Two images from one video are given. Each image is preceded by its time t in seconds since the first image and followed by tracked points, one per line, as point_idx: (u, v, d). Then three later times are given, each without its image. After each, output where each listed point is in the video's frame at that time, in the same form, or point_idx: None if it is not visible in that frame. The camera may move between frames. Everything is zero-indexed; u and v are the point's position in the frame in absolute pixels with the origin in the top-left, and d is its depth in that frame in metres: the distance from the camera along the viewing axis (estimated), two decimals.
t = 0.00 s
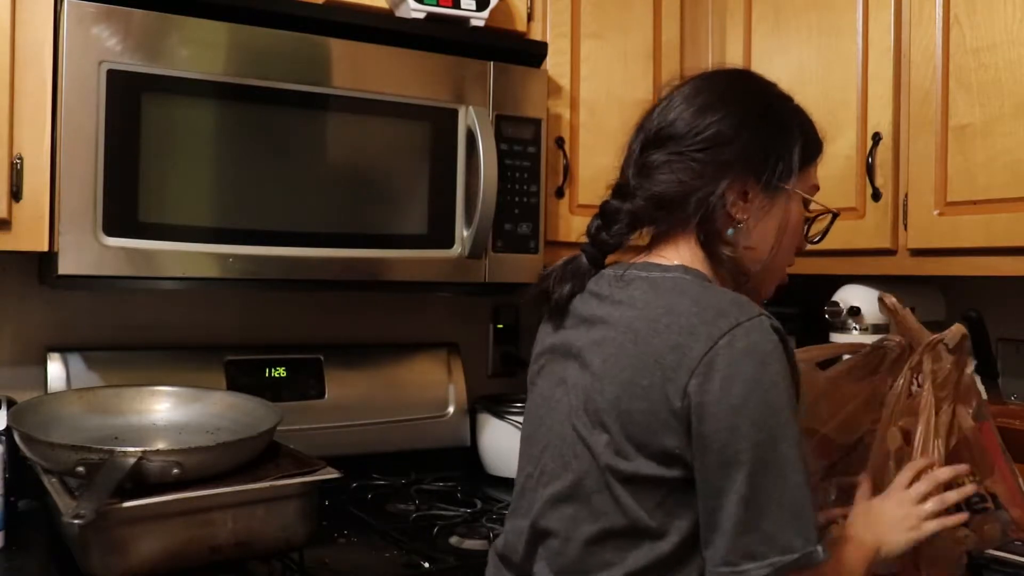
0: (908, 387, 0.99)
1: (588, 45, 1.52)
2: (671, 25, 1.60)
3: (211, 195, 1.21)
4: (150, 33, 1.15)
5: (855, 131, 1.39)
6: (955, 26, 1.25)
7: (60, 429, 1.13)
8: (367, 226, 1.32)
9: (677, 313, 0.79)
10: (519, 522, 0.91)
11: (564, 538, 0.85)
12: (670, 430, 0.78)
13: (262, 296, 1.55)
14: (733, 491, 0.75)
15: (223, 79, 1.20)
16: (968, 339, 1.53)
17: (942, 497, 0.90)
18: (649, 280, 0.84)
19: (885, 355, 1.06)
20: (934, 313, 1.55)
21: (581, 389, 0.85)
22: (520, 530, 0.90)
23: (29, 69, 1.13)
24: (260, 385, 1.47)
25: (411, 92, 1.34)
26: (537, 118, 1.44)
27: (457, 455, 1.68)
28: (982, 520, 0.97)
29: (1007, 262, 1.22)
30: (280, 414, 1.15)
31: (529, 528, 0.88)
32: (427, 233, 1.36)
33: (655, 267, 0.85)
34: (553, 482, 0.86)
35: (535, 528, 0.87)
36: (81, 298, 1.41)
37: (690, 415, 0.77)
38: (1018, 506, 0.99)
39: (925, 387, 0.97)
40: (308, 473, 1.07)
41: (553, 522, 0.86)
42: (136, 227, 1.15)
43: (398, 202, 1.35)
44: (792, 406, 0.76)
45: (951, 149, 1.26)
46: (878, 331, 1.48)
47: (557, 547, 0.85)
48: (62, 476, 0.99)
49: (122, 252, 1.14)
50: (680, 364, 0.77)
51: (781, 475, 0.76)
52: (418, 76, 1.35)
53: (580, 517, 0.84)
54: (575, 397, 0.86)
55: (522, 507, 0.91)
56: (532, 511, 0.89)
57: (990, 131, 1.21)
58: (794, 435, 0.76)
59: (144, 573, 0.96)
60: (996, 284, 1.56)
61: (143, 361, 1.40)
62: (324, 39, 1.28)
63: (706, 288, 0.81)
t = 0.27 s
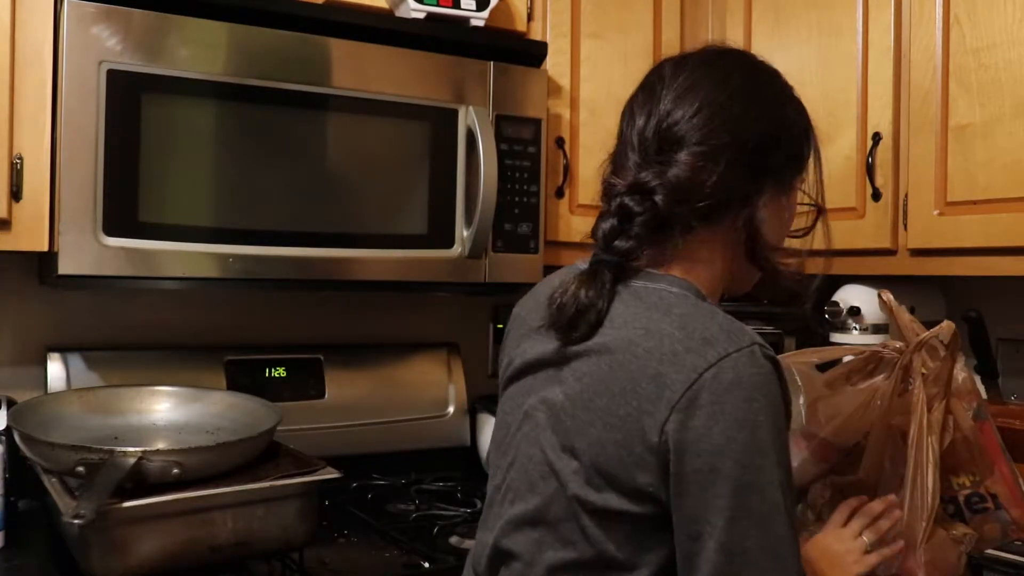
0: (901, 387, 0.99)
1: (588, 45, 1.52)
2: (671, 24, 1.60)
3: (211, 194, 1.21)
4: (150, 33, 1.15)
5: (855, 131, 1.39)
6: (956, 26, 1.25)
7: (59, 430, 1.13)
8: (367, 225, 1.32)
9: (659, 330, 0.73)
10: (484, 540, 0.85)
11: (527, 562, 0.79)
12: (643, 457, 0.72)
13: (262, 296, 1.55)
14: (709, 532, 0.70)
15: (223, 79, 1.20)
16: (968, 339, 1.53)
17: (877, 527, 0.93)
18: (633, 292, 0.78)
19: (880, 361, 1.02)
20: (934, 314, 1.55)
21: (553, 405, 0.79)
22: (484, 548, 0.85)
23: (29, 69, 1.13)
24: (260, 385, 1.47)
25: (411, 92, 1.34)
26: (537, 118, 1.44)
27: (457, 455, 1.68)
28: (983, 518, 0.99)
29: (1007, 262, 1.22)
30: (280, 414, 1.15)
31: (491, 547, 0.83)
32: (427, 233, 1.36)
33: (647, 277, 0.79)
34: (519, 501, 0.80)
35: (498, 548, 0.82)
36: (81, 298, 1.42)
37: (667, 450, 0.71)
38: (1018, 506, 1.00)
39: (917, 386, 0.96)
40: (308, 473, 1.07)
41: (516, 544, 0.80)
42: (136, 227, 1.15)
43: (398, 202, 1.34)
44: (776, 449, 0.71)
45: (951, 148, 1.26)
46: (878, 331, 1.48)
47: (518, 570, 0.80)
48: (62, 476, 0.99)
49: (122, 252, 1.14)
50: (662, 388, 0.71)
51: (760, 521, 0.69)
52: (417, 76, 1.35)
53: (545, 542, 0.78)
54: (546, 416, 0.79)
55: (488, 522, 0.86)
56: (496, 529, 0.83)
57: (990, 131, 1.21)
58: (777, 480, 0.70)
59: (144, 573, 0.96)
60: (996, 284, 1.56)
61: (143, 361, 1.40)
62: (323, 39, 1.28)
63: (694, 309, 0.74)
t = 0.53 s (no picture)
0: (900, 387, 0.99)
1: (588, 44, 1.52)
2: (670, 24, 1.60)
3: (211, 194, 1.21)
4: (150, 33, 1.15)
5: (855, 131, 1.39)
6: (956, 26, 1.25)
7: (59, 430, 1.13)
8: (367, 225, 1.32)
9: (610, 317, 0.74)
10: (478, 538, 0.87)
11: (511, 556, 0.80)
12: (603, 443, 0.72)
13: (262, 296, 1.55)
14: (670, 516, 0.69)
15: (223, 79, 1.20)
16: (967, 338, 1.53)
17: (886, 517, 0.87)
18: (595, 281, 0.79)
19: (881, 362, 1.02)
20: (934, 314, 1.55)
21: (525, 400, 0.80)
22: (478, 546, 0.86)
23: (29, 69, 1.13)
24: (260, 386, 1.47)
25: (411, 92, 1.34)
26: (537, 118, 1.44)
27: (457, 455, 1.68)
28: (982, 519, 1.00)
29: (1007, 262, 1.22)
30: (280, 414, 1.15)
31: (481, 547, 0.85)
32: (427, 233, 1.36)
33: (598, 265, 0.80)
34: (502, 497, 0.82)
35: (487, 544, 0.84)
36: (81, 298, 1.42)
37: (625, 433, 0.71)
38: (1019, 506, 0.99)
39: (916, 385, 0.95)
40: (308, 473, 1.07)
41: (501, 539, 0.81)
42: (136, 227, 1.15)
43: (398, 202, 1.35)
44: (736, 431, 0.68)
45: (951, 148, 1.26)
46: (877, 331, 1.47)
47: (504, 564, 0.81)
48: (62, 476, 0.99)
49: (122, 252, 1.14)
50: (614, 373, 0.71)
51: (721, 503, 0.67)
52: (417, 76, 1.35)
53: (524, 535, 0.79)
54: (520, 410, 0.81)
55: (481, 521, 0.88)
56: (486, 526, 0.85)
57: (990, 131, 1.21)
58: (738, 461, 0.68)
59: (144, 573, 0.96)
60: (996, 284, 1.56)
61: (143, 361, 1.40)
62: (323, 39, 1.28)
63: (651, 292, 0.74)
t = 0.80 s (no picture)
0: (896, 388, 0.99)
1: (588, 44, 1.52)
2: (670, 24, 1.60)
3: (210, 195, 1.21)
4: (150, 33, 1.15)
5: (855, 131, 1.39)
6: (955, 27, 1.25)
7: (60, 430, 1.13)
8: (366, 225, 1.32)
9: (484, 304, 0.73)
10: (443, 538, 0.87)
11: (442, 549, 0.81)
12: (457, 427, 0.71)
13: (263, 296, 1.56)
14: (495, 511, 0.65)
15: (223, 79, 1.20)
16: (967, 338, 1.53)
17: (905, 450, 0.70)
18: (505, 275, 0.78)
19: (879, 367, 1.03)
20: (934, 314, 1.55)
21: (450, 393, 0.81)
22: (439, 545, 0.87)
23: (29, 69, 1.13)
24: (260, 386, 1.46)
25: (410, 92, 1.34)
26: (536, 119, 1.44)
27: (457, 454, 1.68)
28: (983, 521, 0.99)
29: (1007, 262, 1.22)
30: (280, 414, 1.15)
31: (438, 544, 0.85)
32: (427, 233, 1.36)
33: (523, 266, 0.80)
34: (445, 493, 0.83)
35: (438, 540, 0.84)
36: (81, 298, 1.42)
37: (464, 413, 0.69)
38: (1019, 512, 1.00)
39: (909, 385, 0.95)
40: (309, 473, 1.07)
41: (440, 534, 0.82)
42: (136, 227, 1.15)
43: (398, 202, 1.35)
44: (570, 446, 0.62)
45: (951, 148, 1.26)
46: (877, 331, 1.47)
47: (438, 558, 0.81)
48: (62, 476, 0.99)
49: (123, 252, 1.14)
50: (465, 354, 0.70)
51: (528, 509, 0.62)
52: (417, 76, 1.35)
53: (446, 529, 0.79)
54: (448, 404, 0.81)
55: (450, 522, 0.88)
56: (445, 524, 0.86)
57: (989, 130, 1.21)
58: (565, 474, 0.62)
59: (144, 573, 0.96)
60: (996, 284, 1.56)
61: (143, 361, 1.40)
62: (323, 39, 1.28)
63: (563, 293, 0.71)
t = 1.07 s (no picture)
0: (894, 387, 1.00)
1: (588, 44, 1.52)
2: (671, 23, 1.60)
3: (210, 195, 1.21)
4: (150, 33, 1.15)
5: (855, 130, 1.39)
6: (955, 27, 1.25)
7: (60, 430, 1.13)
8: (366, 225, 1.33)
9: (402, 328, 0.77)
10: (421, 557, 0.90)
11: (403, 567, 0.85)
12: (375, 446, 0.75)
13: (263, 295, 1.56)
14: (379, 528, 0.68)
15: (223, 79, 1.20)
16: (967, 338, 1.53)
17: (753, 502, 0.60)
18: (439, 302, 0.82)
19: (878, 367, 1.04)
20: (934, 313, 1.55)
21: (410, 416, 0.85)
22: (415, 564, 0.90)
23: (29, 69, 1.13)
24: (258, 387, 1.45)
25: (410, 92, 1.34)
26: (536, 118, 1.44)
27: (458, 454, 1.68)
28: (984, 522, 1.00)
29: (1006, 262, 1.22)
30: (280, 413, 1.15)
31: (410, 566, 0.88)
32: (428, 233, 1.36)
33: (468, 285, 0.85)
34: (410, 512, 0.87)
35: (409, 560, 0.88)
36: (82, 298, 1.42)
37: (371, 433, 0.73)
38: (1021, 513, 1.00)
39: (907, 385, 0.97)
40: (309, 473, 1.08)
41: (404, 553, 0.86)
42: (136, 227, 1.16)
43: (397, 202, 1.35)
44: (418, 475, 0.65)
45: (951, 148, 1.26)
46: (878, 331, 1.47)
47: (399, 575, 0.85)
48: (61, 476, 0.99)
49: (123, 252, 1.14)
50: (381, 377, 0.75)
51: (385, 531, 0.65)
52: (417, 76, 1.35)
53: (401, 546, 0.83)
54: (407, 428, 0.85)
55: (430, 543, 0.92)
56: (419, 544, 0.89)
57: (989, 131, 1.21)
58: (408, 498, 0.64)
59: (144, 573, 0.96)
60: (996, 284, 1.56)
61: (143, 360, 1.40)
62: (323, 39, 1.28)
63: (473, 322, 0.73)
